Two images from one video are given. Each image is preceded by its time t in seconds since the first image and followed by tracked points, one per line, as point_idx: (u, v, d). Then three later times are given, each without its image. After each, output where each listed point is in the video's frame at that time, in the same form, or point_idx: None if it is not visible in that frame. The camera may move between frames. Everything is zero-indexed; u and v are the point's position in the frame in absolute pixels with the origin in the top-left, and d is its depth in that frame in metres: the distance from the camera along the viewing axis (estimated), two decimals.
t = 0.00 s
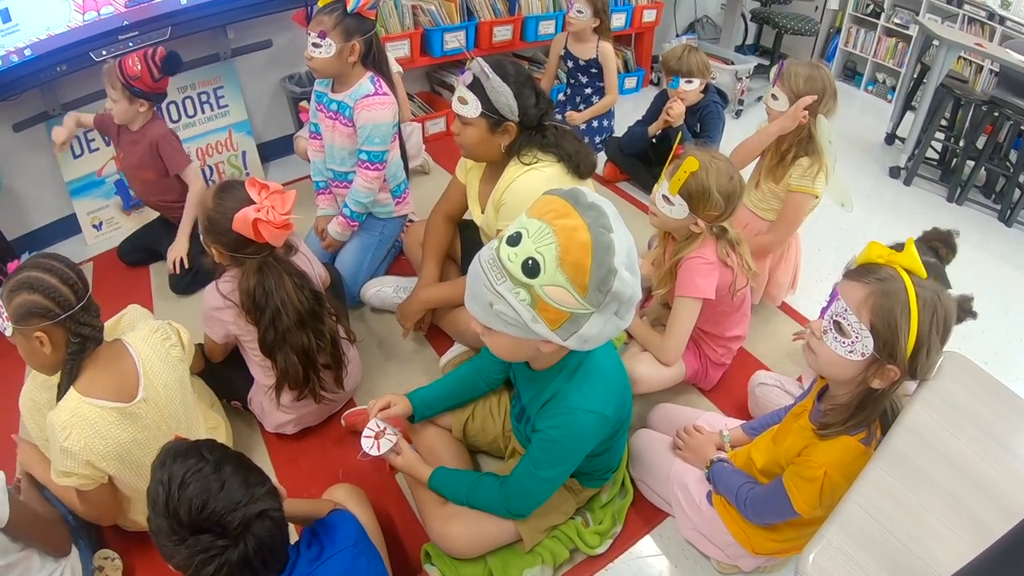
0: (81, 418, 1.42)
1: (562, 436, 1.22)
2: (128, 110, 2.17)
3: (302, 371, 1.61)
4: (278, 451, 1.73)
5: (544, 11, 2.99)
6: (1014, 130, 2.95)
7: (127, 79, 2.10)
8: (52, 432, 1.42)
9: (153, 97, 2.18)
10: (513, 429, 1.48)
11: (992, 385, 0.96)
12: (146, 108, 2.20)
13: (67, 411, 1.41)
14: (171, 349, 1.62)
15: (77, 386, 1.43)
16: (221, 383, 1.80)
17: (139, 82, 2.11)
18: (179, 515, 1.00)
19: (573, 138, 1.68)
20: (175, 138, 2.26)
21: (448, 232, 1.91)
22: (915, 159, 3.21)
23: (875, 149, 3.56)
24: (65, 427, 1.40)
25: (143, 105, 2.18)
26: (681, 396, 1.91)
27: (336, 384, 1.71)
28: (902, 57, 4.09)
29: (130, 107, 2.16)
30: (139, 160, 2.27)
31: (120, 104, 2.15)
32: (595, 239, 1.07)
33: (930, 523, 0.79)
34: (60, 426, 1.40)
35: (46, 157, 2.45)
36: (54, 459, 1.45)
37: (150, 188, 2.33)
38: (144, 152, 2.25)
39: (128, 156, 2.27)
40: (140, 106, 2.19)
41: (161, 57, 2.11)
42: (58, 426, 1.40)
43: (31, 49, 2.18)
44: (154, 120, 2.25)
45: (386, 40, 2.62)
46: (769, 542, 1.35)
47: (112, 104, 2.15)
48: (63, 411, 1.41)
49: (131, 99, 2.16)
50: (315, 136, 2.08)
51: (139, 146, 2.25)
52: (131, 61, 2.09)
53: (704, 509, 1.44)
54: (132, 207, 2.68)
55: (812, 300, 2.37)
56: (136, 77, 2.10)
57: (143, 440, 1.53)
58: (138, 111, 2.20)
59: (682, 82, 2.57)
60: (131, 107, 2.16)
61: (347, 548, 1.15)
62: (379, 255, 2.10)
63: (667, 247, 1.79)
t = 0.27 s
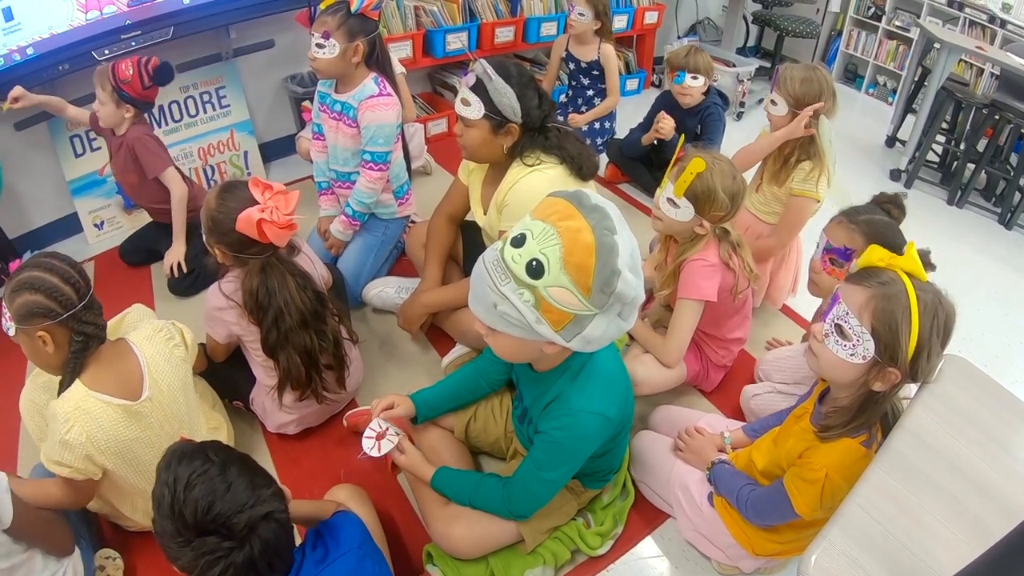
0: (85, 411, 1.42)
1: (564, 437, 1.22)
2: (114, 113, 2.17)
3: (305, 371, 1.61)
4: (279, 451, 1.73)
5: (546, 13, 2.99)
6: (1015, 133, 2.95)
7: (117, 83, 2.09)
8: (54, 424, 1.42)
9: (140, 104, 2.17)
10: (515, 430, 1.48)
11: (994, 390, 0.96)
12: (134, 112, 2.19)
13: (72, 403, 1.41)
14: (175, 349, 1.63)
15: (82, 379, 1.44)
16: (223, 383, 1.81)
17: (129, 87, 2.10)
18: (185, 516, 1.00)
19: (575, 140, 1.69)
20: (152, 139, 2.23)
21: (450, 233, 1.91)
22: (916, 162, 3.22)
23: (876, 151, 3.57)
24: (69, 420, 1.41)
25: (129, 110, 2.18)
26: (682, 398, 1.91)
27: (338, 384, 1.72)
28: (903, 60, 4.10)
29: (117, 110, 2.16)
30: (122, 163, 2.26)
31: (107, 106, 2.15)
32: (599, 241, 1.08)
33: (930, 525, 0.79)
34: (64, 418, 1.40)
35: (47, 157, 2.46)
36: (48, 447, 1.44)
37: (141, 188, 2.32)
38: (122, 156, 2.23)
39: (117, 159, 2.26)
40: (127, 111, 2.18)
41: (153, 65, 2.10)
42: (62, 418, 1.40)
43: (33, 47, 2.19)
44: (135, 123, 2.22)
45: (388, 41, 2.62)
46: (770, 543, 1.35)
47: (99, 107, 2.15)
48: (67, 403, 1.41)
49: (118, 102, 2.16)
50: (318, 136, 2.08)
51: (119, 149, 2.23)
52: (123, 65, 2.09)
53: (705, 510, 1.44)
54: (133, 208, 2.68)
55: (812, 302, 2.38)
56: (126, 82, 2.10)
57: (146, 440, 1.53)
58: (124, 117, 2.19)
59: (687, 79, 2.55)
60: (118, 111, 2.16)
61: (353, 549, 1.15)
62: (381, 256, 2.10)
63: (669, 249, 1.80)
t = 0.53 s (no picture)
0: (92, 403, 1.44)
1: (566, 437, 1.23)
2: (112, 114, 2.17)
3: (308, 371, 1.63)
4: (282, 451, 1.74)
5: (548, 15, 2.99)
6: (1015, 137, 2.96)
7: (112, 84, 2.10)
8: (58, 415, 1.43)
9: (138, 104, 2.17)
10: (516, 431, 1.49)
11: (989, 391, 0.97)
12: (130, 113, 2.19)
13: (78, 394, 1.43)
14: (179, 345, 1.65)
15: (90, 371, 1.46)
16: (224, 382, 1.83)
17: (124, 86, 2.11)
18: (194, 514, 1.00)
19: (577, 142, 1.70)
20: (154, 139, 2.23)
21: (452, 235, 1.91)
22: (916, 166, 3.23)
23: (876, 155, 3.58)
24: (76, 410, 1.43)
25: (128, 111, 2.17)
26: (683, 400, 1.92)
27: (341, 384, 1.73)
28: (904, 64, 4.12)
29: (115, 111, 2.16)
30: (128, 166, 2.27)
31: (105, 108, 2.15)
32: (600, 243, 1.09)
33: (927, 525, 0.80)
34: (71, 408, 1.42)
35: (50, 156, 2.47)
36: (50, 437, 1.45)
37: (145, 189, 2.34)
38: (126, 158, 2.25)
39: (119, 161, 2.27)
40: (126, 112, 2.18)
41: (149, 65, 2.11)
42: (69, 409, 1.42)
43: (37, 47, 2.21)
44: (135, 124, 2.23)
45: (391, 42, 2.63)
46: (769, 544, 1.36)
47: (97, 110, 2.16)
48: (73, 394, 1.43)
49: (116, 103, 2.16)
50: (321, 137, 2.09)
51: (122, 152, 2.25)
52: (119, 65, 2.10)
53: (705, 511, 1.45)
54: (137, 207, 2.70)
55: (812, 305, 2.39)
56: (122, 82, 2.10)
57: (151, 433, 1.55)
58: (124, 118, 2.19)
59: (697, 76, 2.48)
60: (115, 113, 2.16)
61: (358, 549, 1.16)
62: (383, 257, 2.11)
63: (670, 252, 1.81)
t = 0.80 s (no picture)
0: (98, 401, 1.46)
1: (569, 438, 1.25)
2: (123, 116, 2.18)
3: (313, 372, 1.65)
4: (286, 450, 1.76)
5: (551, 20, 3.01)
6: (1015, 143, 2.98)
7: (127, 86, 2.11)
8: (66, 413, 1.45)
9: (150, 108, 2.19)
10: (519, 432, 1.51)
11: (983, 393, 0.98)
12: (141, 116, 2.21)
13: (85, 392, 1.45)
14: (184, 343, 1.67)
15: (97, 370, 1.48)
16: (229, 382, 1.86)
17: (137, 90, 2.12)
18: (206, 507, 1.03)
19: (580, 147, 1.72)
20: (165, 140, 2.26)
21: (456, 237, 1.93)
22: (916, 171, 3.25)
23: (876, 160, 3.60)
24: (82, 408, 1.44)
25: (139, 114, 2.19)
26: (683, 402, 1.94)
27: (346, 385, 1.75)
28: (904, 69, 4.14)
29: (126, 113, 2.17)
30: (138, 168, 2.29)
31: (116, 109, 2.16)
32: (603, 247, 1.11)
33: (922, 525, 0.82)
34: (78, 406, 1.44)
35: (56, 155, 2.50)
36: (58, 435, 1.46)
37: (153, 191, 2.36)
38: (139, 158, 2.27)
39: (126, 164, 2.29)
40: (137, 115, 2.20)
41: (163, 70, 2.13)
42: (76, 407, 1.44)
43: (44, 47, 2.23)
44: (146, 126, 2.25)
45: (396, 46, 2.66)
46: (768, 545, 1.38)
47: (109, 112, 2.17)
48: (80, 392, 1.45)
49: (128, 105, 2.17)
50: (327, 140, 2.11)
51: (133, 153, 2.27)
52: (133, 67, 2.10)
53: (705, 512, 1.47)
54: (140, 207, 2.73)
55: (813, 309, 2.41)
56: (136, 85, 2.12)
57: (156, 432, 1.58)
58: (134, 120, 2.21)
59: (701, 79, 2.49)
60: (127, 115, 2.17)
61: (364, 544, 1.18)
62: (387, 259, 2.12)
63: (671, 256, 1.83)
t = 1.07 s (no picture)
0: (111, 400, 1.48)
1: (576, 438, 1.28)
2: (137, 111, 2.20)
3: (323, 373, 1.67)
4: (295, 450, 1.79)
5: (557, 26, 3.04)
6: (1016, 150, 3.01)
7: (146, 83, 2.16)
8: (79, 410, 1.48)
9: (164, 107, 2.24)
10: (526, 433, 1.54)
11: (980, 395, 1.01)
12: (156, 114, 2.24)
13: (99, 391, 1.48)
14: (196, 343, 1.70)
15: (109, 369, 1.50)
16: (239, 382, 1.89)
17: (157, 88, 2.17)
18: (237, 512, 1.07)
19: (588, 153, 1.75)
20: (179, 142, 2.29)
21: (463, 241, 1.96)
22: (917, 178, 3.28)
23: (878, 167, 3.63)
24: (96, 406, 1.47)
25: (154, 112, 2.23)
26: (687, 406, 1.97)
27: (355, 386, 1.77)
28: (906, 77, 4.18)
29: (140, 108, 2.20)
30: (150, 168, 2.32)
31: (131, 106, 2.19)
32: (612, 251, 1.14)
33: (920, 521, 0.84)
34: (91, 405, 1.46)
35: (65, 155, 2.55)
36: (70, 432, 1.49)
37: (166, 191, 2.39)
38: (150, 157, 2.29)
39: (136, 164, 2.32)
40: (151, 113, 2.23)
41: (184, 73, 2.19)
42: (89, 405, 1.47)
43: (54, 48, 2.27)
44: (158, 126, 2.28)
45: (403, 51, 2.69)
46: (769, 545, 1.40)
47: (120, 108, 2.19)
48: (94, 391, 1.48)
49: (144, 103, 2.21)
50: (337, 144, 2.14)
51: (145, 152, 2.29)
52: (155, 66, 2.15)
53: (708, 513, 1.49)
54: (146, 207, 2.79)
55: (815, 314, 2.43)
56: (155, 83, 2.16)
57: (168, 430, 1.61)
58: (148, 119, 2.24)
59: (706, 86, 2.52)
60: (142, 111, 2.20)
61: (390, 544, 1.21)
62: (395, 263, 2.15)
63: (676, 261, 1.86)
